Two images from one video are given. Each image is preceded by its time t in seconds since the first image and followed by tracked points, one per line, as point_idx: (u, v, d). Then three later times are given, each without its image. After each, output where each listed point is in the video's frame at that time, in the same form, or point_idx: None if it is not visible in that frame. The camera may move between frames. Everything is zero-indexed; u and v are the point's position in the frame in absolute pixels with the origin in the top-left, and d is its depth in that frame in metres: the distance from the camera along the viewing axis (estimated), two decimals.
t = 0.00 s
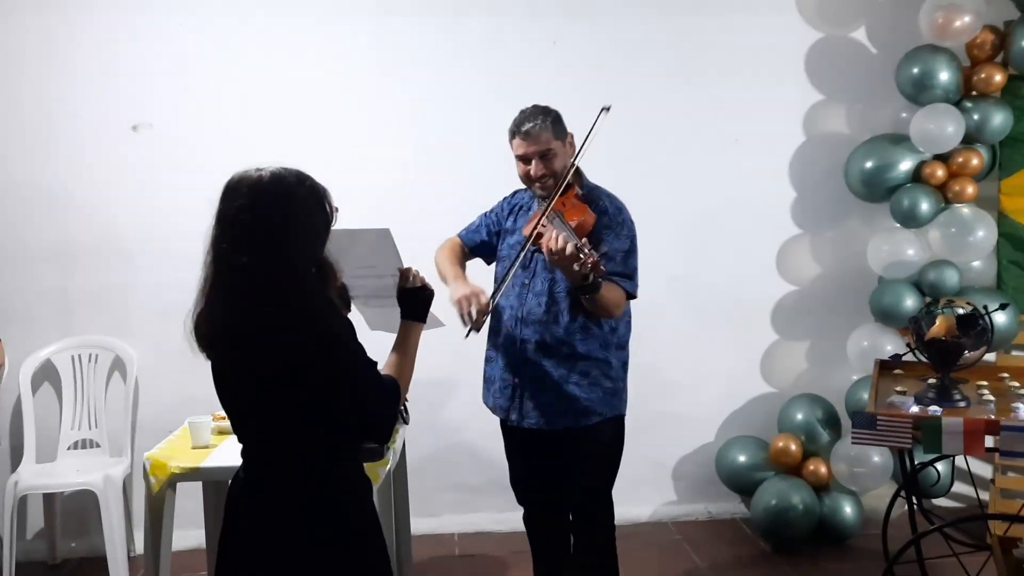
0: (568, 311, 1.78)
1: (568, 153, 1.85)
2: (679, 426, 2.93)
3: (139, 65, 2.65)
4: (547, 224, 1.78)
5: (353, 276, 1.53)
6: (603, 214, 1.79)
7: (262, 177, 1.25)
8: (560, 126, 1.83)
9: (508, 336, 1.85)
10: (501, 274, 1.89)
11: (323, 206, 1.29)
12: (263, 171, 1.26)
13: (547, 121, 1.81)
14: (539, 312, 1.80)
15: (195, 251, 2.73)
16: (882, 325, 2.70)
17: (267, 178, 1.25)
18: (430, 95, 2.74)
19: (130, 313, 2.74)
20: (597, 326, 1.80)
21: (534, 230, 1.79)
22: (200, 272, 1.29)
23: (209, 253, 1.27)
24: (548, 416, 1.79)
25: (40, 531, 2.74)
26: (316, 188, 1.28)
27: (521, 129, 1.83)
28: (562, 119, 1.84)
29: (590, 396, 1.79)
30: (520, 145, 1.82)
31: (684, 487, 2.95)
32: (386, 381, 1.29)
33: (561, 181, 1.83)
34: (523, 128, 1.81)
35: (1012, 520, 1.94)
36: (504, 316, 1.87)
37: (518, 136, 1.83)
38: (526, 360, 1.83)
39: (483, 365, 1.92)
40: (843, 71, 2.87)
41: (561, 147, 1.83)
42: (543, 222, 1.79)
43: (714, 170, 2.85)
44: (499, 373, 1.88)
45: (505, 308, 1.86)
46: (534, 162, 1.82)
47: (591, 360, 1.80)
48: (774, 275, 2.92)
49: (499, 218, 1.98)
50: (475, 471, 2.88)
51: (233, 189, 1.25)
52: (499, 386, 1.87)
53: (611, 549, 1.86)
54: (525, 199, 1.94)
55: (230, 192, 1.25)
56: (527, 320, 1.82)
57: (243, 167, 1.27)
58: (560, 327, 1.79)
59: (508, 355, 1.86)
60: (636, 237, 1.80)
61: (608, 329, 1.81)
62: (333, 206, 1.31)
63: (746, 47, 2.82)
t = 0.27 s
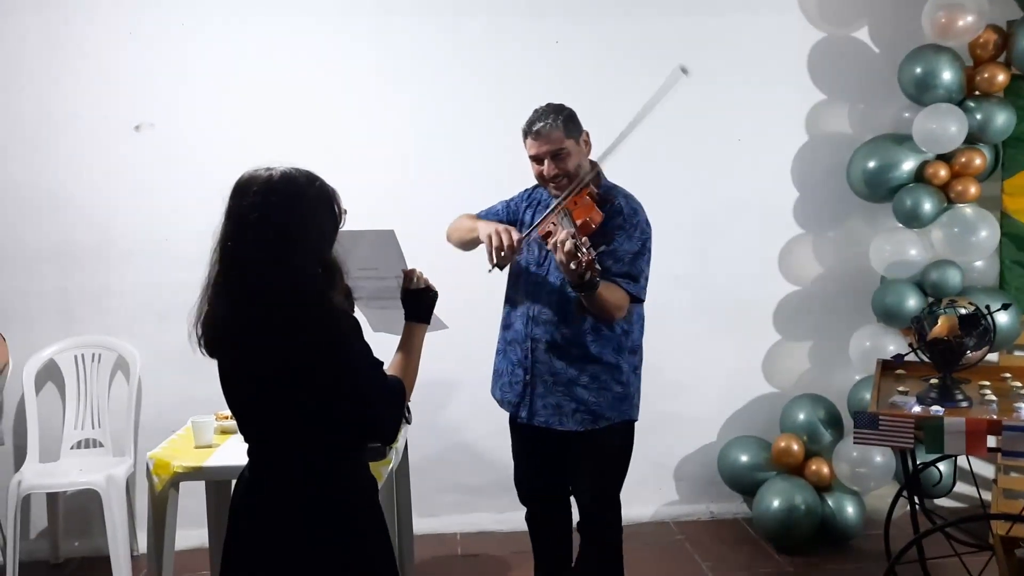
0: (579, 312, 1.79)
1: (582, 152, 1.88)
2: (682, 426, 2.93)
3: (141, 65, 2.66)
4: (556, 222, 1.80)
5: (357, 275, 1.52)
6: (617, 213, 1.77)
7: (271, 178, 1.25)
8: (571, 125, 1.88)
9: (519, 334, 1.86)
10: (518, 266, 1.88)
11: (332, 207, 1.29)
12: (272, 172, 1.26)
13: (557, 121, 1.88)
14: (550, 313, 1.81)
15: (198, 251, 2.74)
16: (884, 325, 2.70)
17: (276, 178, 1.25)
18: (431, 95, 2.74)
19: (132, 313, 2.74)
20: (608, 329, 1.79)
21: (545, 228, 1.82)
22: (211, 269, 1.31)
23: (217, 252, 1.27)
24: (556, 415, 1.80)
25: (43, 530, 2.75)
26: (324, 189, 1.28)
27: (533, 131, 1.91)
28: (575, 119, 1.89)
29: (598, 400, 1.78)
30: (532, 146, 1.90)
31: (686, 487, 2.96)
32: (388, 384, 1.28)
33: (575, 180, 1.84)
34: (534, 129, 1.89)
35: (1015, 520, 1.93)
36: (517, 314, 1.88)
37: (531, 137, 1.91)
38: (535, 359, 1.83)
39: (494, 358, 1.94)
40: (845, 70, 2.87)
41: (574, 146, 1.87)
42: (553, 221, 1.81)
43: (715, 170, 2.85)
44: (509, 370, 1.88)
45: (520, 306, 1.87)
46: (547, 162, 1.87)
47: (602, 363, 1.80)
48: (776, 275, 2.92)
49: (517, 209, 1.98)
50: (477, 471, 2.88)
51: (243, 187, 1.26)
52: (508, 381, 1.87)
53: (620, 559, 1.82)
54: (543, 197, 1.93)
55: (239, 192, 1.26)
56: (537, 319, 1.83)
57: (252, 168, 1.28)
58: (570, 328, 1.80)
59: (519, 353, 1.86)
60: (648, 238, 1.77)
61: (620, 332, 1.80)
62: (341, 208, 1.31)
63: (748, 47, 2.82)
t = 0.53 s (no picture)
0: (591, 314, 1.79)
1: (602, 153, 1.83)
2: (685, 426, 2.93)
3: (144, 66, 2.66)
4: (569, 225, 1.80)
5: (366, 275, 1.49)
6: (634, 216, 1.75)
7: (280, 178, 1.25)
8: (590, 125, 1.81)
9: (532, 335, 1.87)
10: (536, 265, 1.87)
11: (341, 207, 1.28)
12: (282, 172, 1.26)
13: (576, 121, 1.80)
14: (561, 314, 1.81)
15: (201, 252, 2.74)
16: (886, 325, 2.70)
17: (286, 177, 1.25)
18: (433, 96, 2.75)
19: (136, 313, 2.74)
20: (619, 334, 1.80)
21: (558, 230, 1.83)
22: (219, 267, 1.30)
23: (226, 251, 1.28)
24: (565, 416, 1.80)
25: (47, 530, 2.76)
26: (334, 190, 1.28)
27: (551, 129, 1.83)
28: (595, 117, 1.81)
29: (606, 404, 1.78)
30: (550, 146, 1.83)
31: (689, 488, 2.96)
32: (394, 383, 1.28)
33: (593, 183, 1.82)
34: (552, 129, 1.82)
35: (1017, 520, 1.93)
36: (530, 313, 1.89)
37: (548, 137, 1.83)
38: (546, 359, 1.84)
39: (506, 356, 1.94)
40: (847, 71, 2.87)
41: (593, 147, 1.82)
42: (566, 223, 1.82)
43: (718, 171, 2.85)
44: (521, 370, 1.89)
45: (532, 307, 1.88)
46: (565, 163, 1.82)
47: (613, 367, 1.80)
48: (779, 276, 2.92)
49: (536, 206, 1.99)
50: (479, 471, 2.89)
51: (253, 186, 1.26)
52: (523, 379, 1.88)
53: (624, 561, 1.81)
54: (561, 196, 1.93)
55: (249, 191, 1.26)
56: (549, 320, 1.83)
57: (262, 167, 1.28)
58: (582, 330, 1.80)
59: (531, 353, 1.87)
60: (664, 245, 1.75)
61: (630, 336, 1.80)
62: (351, 209, 1.31)
63: (750, 48, 2.82)
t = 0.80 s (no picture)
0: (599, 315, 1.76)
1: (616, 153, 1.80)
2: (687, 427, 2.93)
3: (146, 66, 2.66)
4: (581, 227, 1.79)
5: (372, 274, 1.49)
6: (646, 219, 1.72)
7: (287, 180, 1.26)
8: (606, 125, 1.76)
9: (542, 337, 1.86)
10: (546, 270, 1.89)
11: (347, 210, 1.28)
12: (290, 174, 1.26)
13: (592, 122, 1.74)
14: (570, 316, 1.80)
15: (204, 252, 2.75)
16: (889, 326, 2.70)
17: (293, 180, 1.26)
18: (435, 96, 2.75)
19: (138, 313, 2.75)
20: (627, 338, 1.78)
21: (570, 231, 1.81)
22: (226, 268, 1.31)
23: (233, 251, 1.28)
24: (568, 420, 1.79)
25: (49, 530, 2.76)
26: (341, 192, 1.28)
27: (565, 128, 1.77)
28: (610, 117, 1.76)
29: (612, 410, 1.77)
30: (563, 147, 1.78)
31: (690, 488, 2.96)
32: (398, 384, 1.28)
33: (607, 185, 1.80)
34: (567, 129, 1.76)
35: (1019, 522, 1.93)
36: (539, 315, 1.89)
37: (563, 136, 1.77)
38: (554, 360, 1.84)
39: (518, 359, 1.94)
40: (850, 72, 2.87)
41: (608, 147, 1.77)
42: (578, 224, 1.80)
43: (720, 171, 2.85)
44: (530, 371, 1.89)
45: (542, 308, 1.88)
46: (579, 164, 1.78)
47: (621, 372, 1.78)
48: (781, 276, 2.92)
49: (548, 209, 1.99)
50: (481, 471, 2.89)
51: (260, 188, 1.27)
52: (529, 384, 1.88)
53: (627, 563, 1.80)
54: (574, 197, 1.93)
55: (256, 193, 1.26)
56: (559, 322, 1.82)
57: (270, 169, 1.29)
58: (589, 332, 1.78)
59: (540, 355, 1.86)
60: (676, 249, 1.73)
61: (638, 341, 1.78)
62: (358, 211, 1.31)
63: (752, 48, 2.82)
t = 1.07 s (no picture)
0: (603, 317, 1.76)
1: (625, 155, 1.77)
2: (690, 428, 2.92)
3: (146, 66, 2.66)
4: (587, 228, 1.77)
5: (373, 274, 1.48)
6: (653, 221, 1.71)
7: (289, 181, 1.25)
8: (614, 126, 1.74)
9: (545, 339, 1.85)
10: (553, 272, 1.89)
11: (349, 212, 1.27)
12: (291, 175, 1.26)
13: (600, 123, 1.72)
14: (575, 319, 1.79)
15: (206, 253, 2.74)
16: (892, 327, 2.69)
17: (294, 182, 1.25)
18: (437, 97, 2.74)
19: (139, 314, 2.74)
20: (632, 342, 1.76)
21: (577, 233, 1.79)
22: (227, 269, 1.30)
23: (234, 252, 1.28)
24: (570, 422, 1.78)
25: (50, 531, 2.76)
26: (343, 193, 1.27)
27: (574, 129, 1.75)
28: (619, 118, 1.74)
29: (615, 414, 1.76)
30: (571, 147, 1.76)
31: (693, 490, 2.95)
32: (400, 385, 1.27)
33: (614, 187, 1.77)
34: (575, 129, 1.74)
35: None
36: (545, 318, 1.88)
37: (571, 137, 1.76)
38: (558, 363, 1.82)
39: (525, 363, 1.94)
40: (852, 73, 2.86)
41: (617, 149, 1.75)
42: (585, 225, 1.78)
43: (723, 172, 2.84)
44: (534, 375, 1.89)
45: (546, 311, 1.88)
46: (587, 165, 1.76)
47: (626, 376, 1.76)
48: (783, 277, 2.91)
49: (555, 213, 1.98)
50: (483, 473, 2.88)
51: (261, 190, 1.26)
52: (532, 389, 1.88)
53: (629, 564, 1.80)
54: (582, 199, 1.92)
55: (257, 195, 1.26)
56: (563, 324, 1.81)
57: (271, 170, 1.28)
58: (593, 335, 1.77)
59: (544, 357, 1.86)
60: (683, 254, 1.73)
61: (643, 345, 1.76)
62: (359, 212, 1.30)
63: (755, 49, 2.81)
